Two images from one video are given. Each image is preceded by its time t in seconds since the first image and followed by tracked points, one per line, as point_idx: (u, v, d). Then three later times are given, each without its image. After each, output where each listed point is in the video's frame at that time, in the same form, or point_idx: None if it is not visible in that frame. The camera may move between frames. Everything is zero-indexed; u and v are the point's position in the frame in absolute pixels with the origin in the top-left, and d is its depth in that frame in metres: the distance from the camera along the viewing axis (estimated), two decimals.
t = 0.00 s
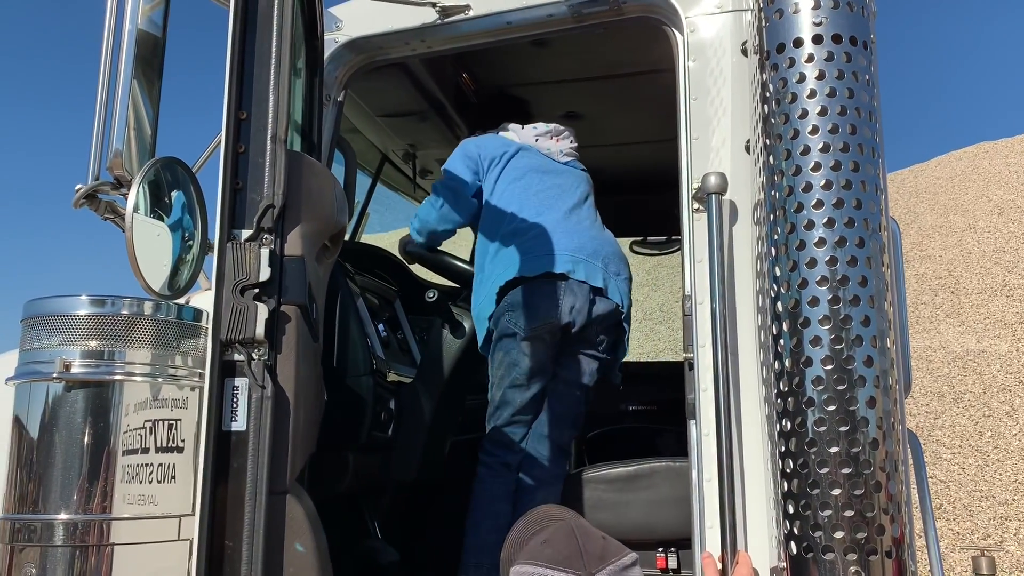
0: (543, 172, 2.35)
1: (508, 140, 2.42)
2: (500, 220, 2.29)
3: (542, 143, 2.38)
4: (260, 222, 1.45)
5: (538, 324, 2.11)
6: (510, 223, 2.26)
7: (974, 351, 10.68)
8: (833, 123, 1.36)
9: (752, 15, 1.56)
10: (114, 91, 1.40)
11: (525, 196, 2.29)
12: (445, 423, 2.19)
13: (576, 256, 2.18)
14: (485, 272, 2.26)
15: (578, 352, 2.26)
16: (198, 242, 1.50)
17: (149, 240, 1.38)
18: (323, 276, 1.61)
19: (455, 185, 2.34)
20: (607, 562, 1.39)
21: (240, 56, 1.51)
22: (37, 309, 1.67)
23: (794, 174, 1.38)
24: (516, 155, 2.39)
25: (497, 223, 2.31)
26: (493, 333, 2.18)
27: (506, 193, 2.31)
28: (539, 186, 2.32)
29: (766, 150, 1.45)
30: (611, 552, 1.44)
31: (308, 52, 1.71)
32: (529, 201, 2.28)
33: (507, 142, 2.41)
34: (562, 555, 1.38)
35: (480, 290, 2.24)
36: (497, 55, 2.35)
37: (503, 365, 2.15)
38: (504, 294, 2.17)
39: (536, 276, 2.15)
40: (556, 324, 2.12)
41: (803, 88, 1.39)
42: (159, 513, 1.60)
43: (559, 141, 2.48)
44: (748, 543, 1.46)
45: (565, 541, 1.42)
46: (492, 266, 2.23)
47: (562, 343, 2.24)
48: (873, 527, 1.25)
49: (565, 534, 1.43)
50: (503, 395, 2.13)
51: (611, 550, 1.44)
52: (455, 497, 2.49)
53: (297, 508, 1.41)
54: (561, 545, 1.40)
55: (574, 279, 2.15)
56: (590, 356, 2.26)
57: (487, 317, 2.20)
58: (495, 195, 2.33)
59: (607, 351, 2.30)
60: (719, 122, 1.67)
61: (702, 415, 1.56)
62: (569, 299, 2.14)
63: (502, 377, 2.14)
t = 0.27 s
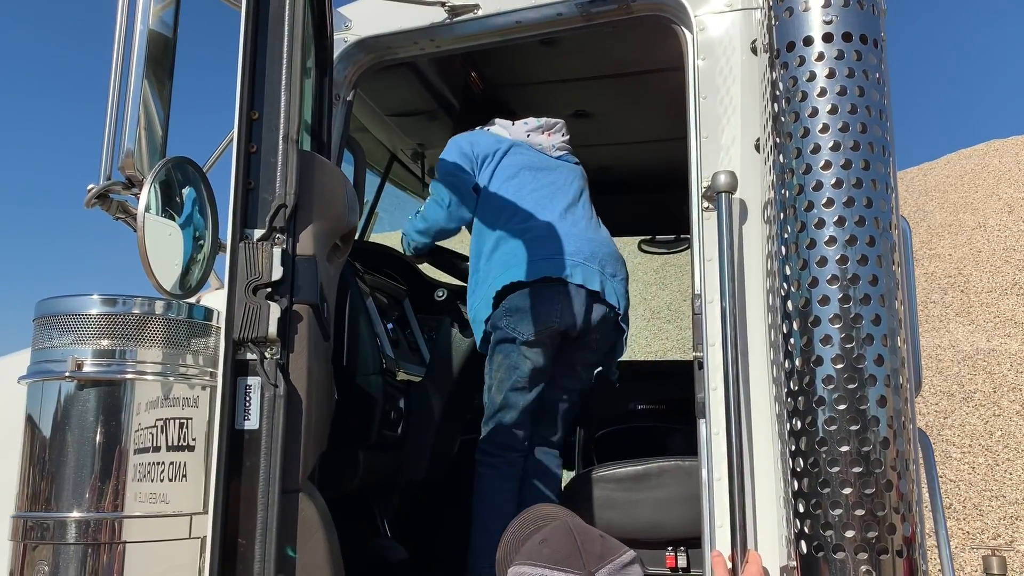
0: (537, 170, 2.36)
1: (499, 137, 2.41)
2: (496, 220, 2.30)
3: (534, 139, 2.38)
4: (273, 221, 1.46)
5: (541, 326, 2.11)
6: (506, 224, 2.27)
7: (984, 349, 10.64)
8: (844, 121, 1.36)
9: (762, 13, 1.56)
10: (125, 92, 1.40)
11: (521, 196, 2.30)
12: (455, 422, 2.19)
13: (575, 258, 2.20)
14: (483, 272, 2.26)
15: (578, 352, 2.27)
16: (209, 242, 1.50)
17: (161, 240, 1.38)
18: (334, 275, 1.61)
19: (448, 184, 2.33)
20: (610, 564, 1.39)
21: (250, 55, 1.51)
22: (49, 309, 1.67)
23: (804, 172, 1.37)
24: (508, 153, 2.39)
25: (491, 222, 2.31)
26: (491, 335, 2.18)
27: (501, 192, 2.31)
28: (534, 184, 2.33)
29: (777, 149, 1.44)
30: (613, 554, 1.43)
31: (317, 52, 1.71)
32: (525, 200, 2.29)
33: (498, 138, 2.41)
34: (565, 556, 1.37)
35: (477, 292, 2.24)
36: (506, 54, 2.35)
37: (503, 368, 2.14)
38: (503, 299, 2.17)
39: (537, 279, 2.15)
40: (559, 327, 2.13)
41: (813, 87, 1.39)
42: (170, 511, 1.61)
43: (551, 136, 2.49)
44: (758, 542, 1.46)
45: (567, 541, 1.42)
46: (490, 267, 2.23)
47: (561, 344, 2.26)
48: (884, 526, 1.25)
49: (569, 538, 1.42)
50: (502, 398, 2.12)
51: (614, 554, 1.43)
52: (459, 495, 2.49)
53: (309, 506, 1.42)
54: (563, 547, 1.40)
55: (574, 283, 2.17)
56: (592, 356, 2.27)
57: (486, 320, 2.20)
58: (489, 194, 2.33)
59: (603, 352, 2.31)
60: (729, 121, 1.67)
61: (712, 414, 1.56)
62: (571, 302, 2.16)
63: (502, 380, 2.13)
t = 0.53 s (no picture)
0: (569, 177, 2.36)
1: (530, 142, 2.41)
2: (528, 225, 2.28)
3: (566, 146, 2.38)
4: (286, 222, 1.46)
5: (576, 335, 2.10)
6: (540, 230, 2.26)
7: (995, 350, 10.58)
8: (856, 122, 1.36)
9: (774, 14, 1.56)
10: (139, 93, 1.41)
11: (555, 203, 2.30)
12: (465, 422, 2.19)
13: (612, 269, 2.17)
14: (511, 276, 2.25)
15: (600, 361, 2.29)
16: (222, 242, 1.51)
17: (174, 241, 1.39)
18: (346, 275, 1.62)
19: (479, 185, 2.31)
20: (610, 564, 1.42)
21: (262, 57, 1.52)
22: (62, 309, 1.68)
23: (816, 173, 1.37)
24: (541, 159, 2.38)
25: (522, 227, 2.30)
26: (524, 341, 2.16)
27: (533, 197, 2.31)
28: (565, 192, 2.33)
29: (788, 149, 1.44)
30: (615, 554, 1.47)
31: (329, 53, 1.72)
32: (559, 208, 2.29)
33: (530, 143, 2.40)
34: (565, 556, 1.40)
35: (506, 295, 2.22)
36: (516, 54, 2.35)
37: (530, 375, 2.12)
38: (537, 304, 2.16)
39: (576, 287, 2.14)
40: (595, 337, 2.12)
41: (825, 87, 1.38)
42: (183, 511, 1.62)
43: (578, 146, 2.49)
44: (769, 543, 1.46)
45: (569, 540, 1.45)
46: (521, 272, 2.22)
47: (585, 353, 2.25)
48: (897, 528, 1.24)
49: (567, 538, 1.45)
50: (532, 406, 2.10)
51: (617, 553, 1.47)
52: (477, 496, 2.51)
53: (322, 505, 1.43)
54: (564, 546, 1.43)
55: (612, 294, 2.15)
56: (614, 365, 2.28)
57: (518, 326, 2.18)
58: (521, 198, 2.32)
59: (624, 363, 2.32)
60: (740, 122, 1.67)
61: (724, 414, 1.56)
62: (607, 310, 2.14)
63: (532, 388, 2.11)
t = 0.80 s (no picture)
0: (613, 193, 2.35)
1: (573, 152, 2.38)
2: (577, 240, 2.27)
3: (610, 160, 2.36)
4: (295, 225, 1.47)
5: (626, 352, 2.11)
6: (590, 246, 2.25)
7: (1003, 352, 10.54)
8: (865, 124, 1.36)
9: (783, 16, 1.56)
10: (150, 96, 1.42)
11: (604, 219, 2.29)
12: (473, 423, 2.19)
13: (664, 291, 2.20)
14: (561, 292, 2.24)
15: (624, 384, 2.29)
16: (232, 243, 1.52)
17: (185, 243, 1.40)
18: (355, 277, 1.62)
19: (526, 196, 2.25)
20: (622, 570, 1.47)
21: (272, 60, 1.52)
22: (73, 310, 1.69)
23: (826, 175, 1.37)
24: (585, 171, 2.36)
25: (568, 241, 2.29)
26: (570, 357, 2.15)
27: (581, 212, 2.29)
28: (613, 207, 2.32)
29: (797, 152, 1.44)
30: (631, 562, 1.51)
31: (338, 56, 1.72)
32: (608, 224, 2.28)
33: (573, 154, 2.37)
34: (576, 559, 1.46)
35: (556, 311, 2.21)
36: (524, 56, 2.35)
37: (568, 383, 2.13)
38: (593, 323, 2.15)
39: (634, 308, 2.14)
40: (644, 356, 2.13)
41: (834, 90, 1.38)
42: (192, 512, 1.63)
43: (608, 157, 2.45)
44: (778, 545, 1.46)
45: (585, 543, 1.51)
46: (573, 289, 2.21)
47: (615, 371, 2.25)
48: (906, 530, 1.24)
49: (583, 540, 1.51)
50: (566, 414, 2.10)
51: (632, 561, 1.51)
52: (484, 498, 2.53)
53: (331, 506, 1.43)
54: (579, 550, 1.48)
55: (665, 315, 2.17)
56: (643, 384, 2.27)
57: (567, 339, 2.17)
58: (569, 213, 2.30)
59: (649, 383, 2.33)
60: (749, 124, 1.67)
61: (732, 416, 1.56)
62: (656, 332, 2.16)
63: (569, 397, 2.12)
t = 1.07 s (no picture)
0: (654, 218, 2.38)
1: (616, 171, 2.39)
2: (631, 261, 2.28)
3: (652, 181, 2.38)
4: (298, 225, 1.47)
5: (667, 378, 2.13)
6: (643, 266, 2.27)
7: (1006, 354, 10.53)
8: (868, 125, 1.36)
9: (786, 17, 1.56)
10: (154, 96, 1.42)
11: (654, 240, 2.32)
12: (476, 423, 2.19)
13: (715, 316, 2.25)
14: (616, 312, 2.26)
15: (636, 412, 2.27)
16: (235, 243, 1.52)
17: (188, 242, 1.40)
18: (358, 277, 1.63)
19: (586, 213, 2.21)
20: None
21: (276, 60, 1.53)
22: (78, 309, 1.70)
23: (828, 176, 1.37)
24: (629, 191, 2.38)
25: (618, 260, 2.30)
26: (631, 373, 2.14)
27: (631, 232, 2.31)
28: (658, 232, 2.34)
29: (800, 153, 1.44)
30: None
31: (341, 57, 1.73)
32: (656, 244, 2.32)
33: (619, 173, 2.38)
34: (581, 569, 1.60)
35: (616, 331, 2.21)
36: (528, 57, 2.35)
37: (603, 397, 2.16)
38: (660, 345, 2.16)
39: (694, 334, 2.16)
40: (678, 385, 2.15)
41: (837, 91, 1.39)
42: (195, 511, 1.63)
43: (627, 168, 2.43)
44: (780, 546, 1.47)
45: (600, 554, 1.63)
46: (631, 310, 2.22)
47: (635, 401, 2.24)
48: (908, 532, 1.24)
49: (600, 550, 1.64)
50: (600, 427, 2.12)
51: None
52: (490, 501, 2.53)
53: (333, 506, 1.44)
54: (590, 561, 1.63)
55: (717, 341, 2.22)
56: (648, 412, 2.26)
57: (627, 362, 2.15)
58: (620, 233, 2.31)
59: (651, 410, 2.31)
60: (752, 124, 1.67)
61: (735, 417, 1.56)
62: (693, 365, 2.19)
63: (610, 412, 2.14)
